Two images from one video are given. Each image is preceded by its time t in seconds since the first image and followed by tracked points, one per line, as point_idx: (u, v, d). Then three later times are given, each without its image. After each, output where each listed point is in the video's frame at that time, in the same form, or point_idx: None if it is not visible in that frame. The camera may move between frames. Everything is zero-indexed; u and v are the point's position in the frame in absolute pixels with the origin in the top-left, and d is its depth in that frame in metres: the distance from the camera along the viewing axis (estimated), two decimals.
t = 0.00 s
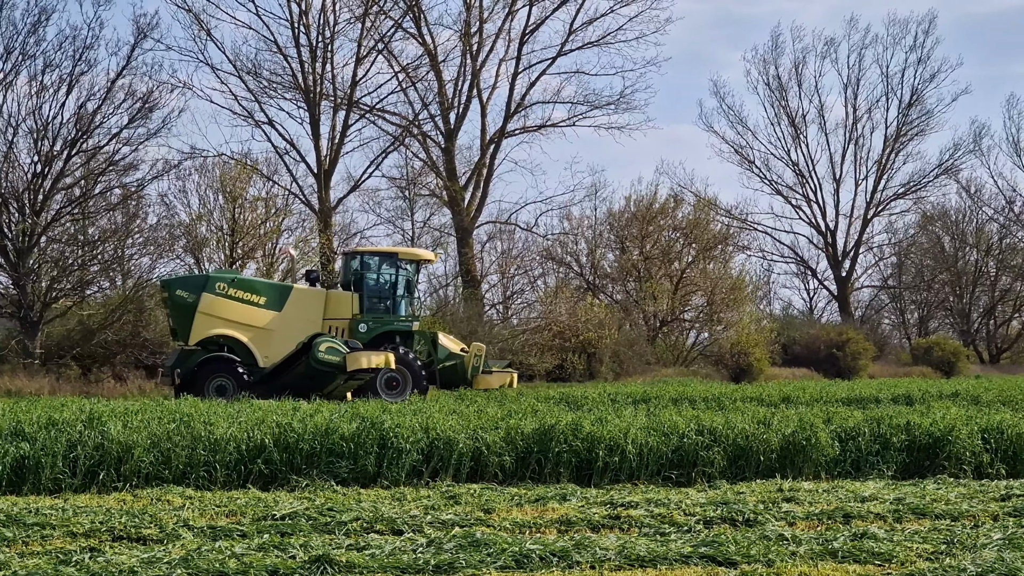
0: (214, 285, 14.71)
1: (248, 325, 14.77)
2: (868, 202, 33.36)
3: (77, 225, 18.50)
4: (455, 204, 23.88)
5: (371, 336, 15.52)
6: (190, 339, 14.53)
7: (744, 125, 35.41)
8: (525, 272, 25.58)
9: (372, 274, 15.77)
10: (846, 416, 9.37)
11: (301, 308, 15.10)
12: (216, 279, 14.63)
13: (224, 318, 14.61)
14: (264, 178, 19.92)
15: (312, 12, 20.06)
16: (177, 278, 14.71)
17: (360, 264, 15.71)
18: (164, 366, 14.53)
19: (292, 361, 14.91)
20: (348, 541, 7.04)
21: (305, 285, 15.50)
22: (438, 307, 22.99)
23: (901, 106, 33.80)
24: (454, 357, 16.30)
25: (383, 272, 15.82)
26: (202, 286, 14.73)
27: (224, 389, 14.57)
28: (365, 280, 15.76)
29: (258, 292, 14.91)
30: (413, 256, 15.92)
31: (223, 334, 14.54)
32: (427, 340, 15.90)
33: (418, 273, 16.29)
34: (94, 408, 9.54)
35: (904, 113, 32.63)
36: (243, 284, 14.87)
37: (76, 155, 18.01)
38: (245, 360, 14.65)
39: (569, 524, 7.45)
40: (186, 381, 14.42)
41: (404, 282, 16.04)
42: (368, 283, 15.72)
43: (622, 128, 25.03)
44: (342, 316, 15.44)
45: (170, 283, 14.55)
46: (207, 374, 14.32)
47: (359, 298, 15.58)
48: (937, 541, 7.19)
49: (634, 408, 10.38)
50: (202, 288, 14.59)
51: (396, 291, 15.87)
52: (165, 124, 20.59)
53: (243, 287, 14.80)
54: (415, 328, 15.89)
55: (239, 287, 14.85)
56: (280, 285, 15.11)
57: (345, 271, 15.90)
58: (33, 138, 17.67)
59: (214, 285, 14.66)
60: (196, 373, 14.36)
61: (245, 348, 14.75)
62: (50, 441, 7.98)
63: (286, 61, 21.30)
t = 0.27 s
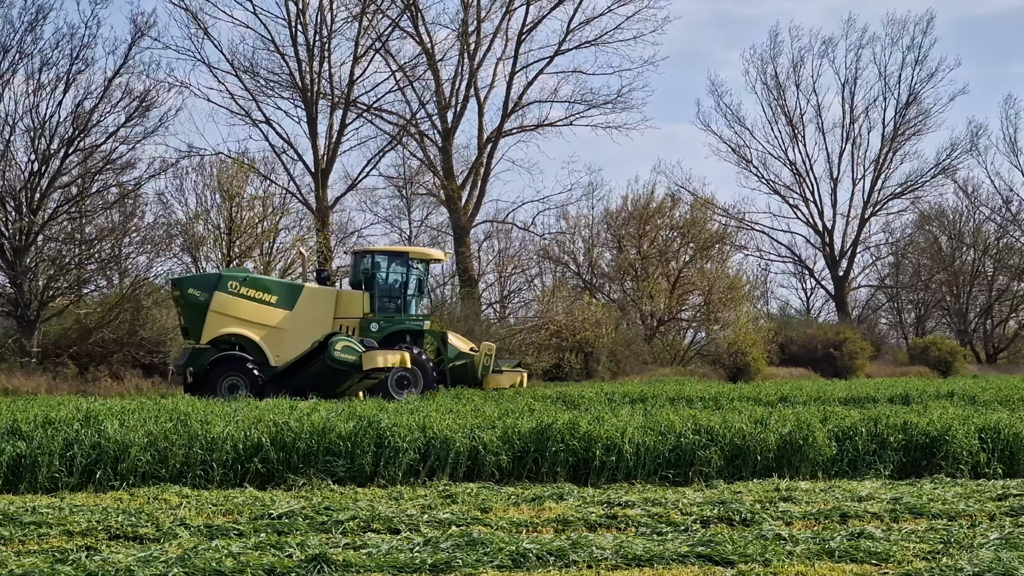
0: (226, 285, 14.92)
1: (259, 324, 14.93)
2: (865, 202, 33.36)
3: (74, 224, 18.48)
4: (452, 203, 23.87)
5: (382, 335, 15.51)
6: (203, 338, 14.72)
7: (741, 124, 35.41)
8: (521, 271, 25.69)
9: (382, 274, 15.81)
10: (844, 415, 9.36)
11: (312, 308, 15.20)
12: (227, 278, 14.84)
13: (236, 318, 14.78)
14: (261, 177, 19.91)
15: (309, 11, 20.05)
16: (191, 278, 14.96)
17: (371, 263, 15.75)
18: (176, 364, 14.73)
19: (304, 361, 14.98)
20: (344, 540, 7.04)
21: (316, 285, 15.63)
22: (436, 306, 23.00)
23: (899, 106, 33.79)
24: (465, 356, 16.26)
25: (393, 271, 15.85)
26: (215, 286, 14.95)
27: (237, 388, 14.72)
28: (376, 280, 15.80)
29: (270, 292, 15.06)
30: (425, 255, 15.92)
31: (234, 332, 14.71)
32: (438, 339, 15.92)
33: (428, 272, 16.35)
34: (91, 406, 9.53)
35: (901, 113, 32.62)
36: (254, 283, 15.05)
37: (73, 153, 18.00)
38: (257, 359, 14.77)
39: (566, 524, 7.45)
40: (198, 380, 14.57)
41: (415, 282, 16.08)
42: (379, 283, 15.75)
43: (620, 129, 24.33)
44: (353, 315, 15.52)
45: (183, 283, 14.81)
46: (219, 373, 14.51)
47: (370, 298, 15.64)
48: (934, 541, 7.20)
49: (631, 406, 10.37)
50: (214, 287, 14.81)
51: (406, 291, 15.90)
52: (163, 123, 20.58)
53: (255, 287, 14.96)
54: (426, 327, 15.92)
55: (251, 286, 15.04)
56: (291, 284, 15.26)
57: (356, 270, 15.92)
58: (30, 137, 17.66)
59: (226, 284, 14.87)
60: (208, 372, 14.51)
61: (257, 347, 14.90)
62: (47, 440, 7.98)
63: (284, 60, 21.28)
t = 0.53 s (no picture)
0: (236, 284, 14.88)
1: (270, 324, 14.95)
2: (861, 201, 33.35)
3: (70, 223, 18.35)
4: (448, 203, 23.87)
5: (392, 334, 15.57)
6: (213, 337, 14.71)
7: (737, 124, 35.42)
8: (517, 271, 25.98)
9: (391, 273, 15.89)
10: (840, 415, 9.35)
11: (321, 307, 15.27)
12: (238, 277, 14.81)
13: (246, 317, 14.78)
14: (256, 176, 19.90)
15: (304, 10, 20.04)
16: (200, 277, 14.91)
17: (380, 263, 15.83)
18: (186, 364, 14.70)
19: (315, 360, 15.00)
20: (340, 539, 7.04)
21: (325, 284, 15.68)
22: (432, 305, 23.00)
23: (894, 106, 33.82)
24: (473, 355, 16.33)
25: (402, 271, 15.92)
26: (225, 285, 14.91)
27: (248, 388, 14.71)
28: (385, 280, 15.87)
29: (280, 291, 15.09)
30: (433, 254, 16.04)
31: (244, 332, 14.71)
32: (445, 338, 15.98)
33: (436, 272, 16.46)
34: (86, 405, 9.53)
35: (897, 113, 32.65)
36: (264, 283, 15.05)
37: (68, 152, 17.98)
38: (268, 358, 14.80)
39: (561, 523, 7.45)
40: (209, 379, 14.56)
41: (423, 281, 16.16)
42: (388, 283, 15.81)
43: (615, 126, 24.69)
44: (362, 314, 15.62)
45: (193, 282, 14.76)
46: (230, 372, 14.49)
47: (380, 297, 15.66)
48: (930, 540, 7.19)
49: (626, 406, 10.36)
50: (225, 286, 14.78)
51: (415, 290, 15.95)
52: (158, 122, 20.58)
53: (265, 286, 14.97)
54: (434, 326, 16.05)
55: (261, 285, 15.03)
56: (301, 284, 15.29)
57: (364, 270, 15.96)
58: (25, 135, 17.65)
59: (237, 284, 14.84)
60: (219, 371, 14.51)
61: (267, 346, 14.92)
62: (42, 439, 7.97)
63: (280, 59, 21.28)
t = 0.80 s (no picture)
0: (245, 283, 14.86)
1: (278, 323, 14.93)
2: (856, 200, 33.34)
3: (63, 221, 18.39)
4: (443, 202, 23.84)
5: (401, 334, 15.70)
6: (222, 336, 14.69)
7: (732, 124, 35.41)
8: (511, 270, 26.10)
9: (399, 272, 16.03)
10: (834, 414, 9.34)
11: (329, 306, 15.26)
12: (247, 276, 14.78)
13: (255, 316, 14.77)
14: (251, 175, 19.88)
15: (298, 9, 20.04)
16: (210, 276, 14.89)
17: (387, 262, 15.96)
18: (195, 362, 14.67)
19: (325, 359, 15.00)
20: (333, 538, 7.04)
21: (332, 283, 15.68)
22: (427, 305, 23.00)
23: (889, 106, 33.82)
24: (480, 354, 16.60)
25: (410, 270, 16.06)
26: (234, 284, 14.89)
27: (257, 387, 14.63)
28: (393, 279, 16.01)
29: (288, 290, 15.07)
30: (441, 254, 16.14)
31: (253, 331, 14.69)
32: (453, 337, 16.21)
33: (443, 271, 16.58)
34: (79, 403, 9.52)
35: (892, 112, 32.66)
36: (273, 282, 15.02)
37: (62, 151, 17.98)
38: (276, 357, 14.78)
39: (555, 522, 7.44)
40: (218, 378, 14.53)
41: (431, 281, 16.30)
42: (395, 282, 15.96)
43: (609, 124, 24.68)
44: (370, 314, 15.67)
45: (203, 281, 14.74)
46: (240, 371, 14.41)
47: (387, 297, 15.82)
48: (923, 540, 7.19)
49: (620, 404, 10.35)
50: (234, 285, 14.74)
51: (422, 290, 16.09)
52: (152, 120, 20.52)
53: (274, 285, 14.95)
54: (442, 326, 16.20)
55: (270, 284, 15.01)
56: (309, 283, 15.27)
57: (372, 268, 16.06)
58: (19, 133, 17.64)
59: (246, 283, 14.81)
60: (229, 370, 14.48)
61: (275, 345, 14.91)
62: (36, 438, 7.96)
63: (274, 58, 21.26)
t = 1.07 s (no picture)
0: (254, 283, 14.88)
1: (286, 322, 14.99)
2: (851, 201, 33.37)
3: (58, 221, 18.45)
4: (438, 202, 23.82)
5: (409, 333, 15.92)
6: (231, 336, 14.67)
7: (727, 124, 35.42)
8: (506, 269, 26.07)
9: (407, 272, 16.18)
10: (829, 414, 9.35)
11: (337, 306, 15.39)
12: (256, 276, 14.81)
13: (265, 316, 14.81)
14: (246, 175, 19.87)
15: (293, 9, 20.05)
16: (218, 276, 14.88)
17: (395, 262, 16.11)
18: (204, 363, 14.61)
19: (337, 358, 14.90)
20: (328, 538, 7.04)
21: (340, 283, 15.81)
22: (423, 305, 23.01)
23: (884, 106, 33.83)
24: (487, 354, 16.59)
25: (417, 270, 16.23)
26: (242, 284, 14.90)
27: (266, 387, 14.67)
28: (400, 279, 16.18)
29: (296, 290, 15.16)
30: (449, 254, 16.31)
31: (262, 331, 14.71)
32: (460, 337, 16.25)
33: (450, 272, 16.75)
34: (74, 403, 9.54)
35: (887, 112, 32.67)
36: (281, 282, 15.09)
37: (57, 150, 17.98)
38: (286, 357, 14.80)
39: (550, 522, 7.44)
40: (228, 378, 14.53)
41: (438, 281, 16.44)
42: (403, 282, 16.10)
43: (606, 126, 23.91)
44: (378, 313, 15.82)
45: (212, 281, 14.72)
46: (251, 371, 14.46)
47: (395, 297, 15.96)
48: (918, 540, 7.20)
49: (616, 404, 10.36)
50: (243, 285, 14.76)
51: (430, 290, 16.26)
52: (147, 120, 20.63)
53: (282, 285, 15.02)
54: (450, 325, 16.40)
55: (278, 285, 15.05)
56: (316, 283, 15.39)
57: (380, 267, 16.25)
58: (14, 133, 17.64)
59: (255, 283, 14.85)
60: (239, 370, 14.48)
61: (284, 346, 14.97)
62: (31, 438, 7.97)
63: (269, 57, 21.26)
